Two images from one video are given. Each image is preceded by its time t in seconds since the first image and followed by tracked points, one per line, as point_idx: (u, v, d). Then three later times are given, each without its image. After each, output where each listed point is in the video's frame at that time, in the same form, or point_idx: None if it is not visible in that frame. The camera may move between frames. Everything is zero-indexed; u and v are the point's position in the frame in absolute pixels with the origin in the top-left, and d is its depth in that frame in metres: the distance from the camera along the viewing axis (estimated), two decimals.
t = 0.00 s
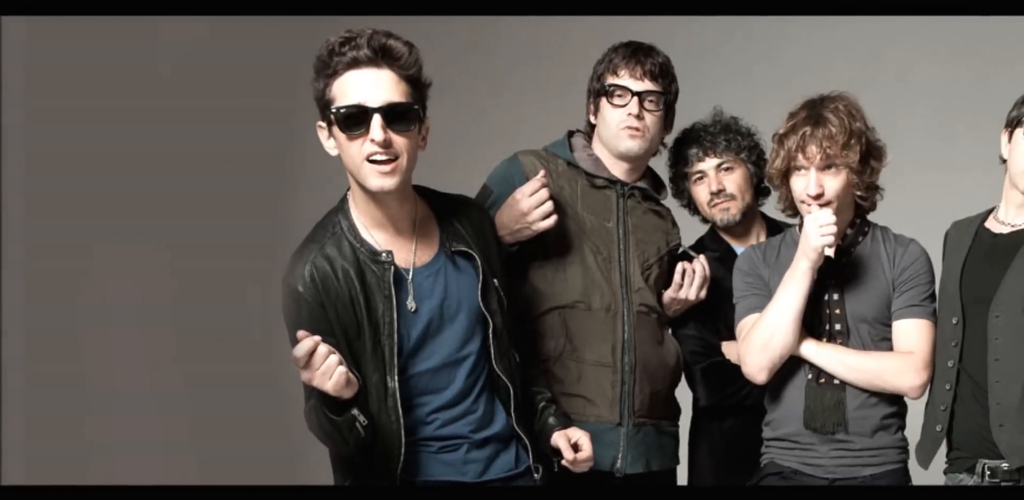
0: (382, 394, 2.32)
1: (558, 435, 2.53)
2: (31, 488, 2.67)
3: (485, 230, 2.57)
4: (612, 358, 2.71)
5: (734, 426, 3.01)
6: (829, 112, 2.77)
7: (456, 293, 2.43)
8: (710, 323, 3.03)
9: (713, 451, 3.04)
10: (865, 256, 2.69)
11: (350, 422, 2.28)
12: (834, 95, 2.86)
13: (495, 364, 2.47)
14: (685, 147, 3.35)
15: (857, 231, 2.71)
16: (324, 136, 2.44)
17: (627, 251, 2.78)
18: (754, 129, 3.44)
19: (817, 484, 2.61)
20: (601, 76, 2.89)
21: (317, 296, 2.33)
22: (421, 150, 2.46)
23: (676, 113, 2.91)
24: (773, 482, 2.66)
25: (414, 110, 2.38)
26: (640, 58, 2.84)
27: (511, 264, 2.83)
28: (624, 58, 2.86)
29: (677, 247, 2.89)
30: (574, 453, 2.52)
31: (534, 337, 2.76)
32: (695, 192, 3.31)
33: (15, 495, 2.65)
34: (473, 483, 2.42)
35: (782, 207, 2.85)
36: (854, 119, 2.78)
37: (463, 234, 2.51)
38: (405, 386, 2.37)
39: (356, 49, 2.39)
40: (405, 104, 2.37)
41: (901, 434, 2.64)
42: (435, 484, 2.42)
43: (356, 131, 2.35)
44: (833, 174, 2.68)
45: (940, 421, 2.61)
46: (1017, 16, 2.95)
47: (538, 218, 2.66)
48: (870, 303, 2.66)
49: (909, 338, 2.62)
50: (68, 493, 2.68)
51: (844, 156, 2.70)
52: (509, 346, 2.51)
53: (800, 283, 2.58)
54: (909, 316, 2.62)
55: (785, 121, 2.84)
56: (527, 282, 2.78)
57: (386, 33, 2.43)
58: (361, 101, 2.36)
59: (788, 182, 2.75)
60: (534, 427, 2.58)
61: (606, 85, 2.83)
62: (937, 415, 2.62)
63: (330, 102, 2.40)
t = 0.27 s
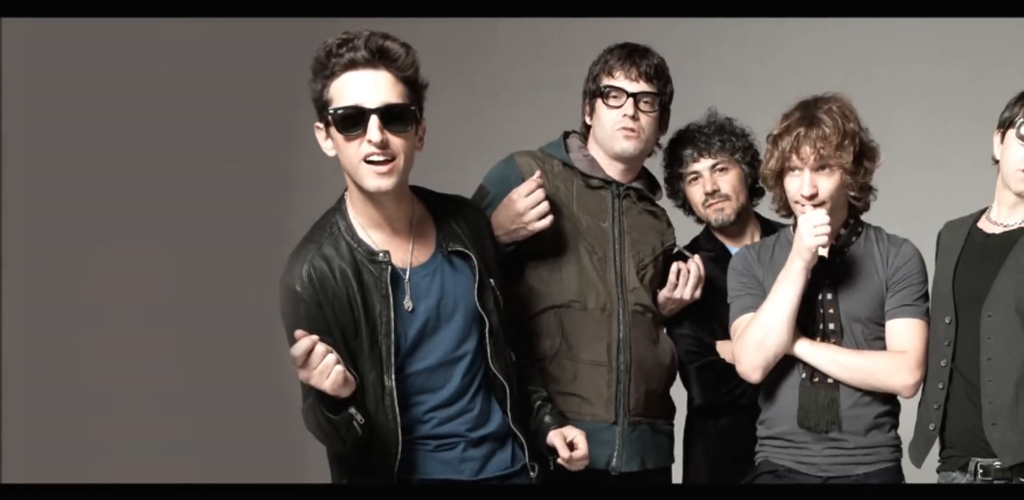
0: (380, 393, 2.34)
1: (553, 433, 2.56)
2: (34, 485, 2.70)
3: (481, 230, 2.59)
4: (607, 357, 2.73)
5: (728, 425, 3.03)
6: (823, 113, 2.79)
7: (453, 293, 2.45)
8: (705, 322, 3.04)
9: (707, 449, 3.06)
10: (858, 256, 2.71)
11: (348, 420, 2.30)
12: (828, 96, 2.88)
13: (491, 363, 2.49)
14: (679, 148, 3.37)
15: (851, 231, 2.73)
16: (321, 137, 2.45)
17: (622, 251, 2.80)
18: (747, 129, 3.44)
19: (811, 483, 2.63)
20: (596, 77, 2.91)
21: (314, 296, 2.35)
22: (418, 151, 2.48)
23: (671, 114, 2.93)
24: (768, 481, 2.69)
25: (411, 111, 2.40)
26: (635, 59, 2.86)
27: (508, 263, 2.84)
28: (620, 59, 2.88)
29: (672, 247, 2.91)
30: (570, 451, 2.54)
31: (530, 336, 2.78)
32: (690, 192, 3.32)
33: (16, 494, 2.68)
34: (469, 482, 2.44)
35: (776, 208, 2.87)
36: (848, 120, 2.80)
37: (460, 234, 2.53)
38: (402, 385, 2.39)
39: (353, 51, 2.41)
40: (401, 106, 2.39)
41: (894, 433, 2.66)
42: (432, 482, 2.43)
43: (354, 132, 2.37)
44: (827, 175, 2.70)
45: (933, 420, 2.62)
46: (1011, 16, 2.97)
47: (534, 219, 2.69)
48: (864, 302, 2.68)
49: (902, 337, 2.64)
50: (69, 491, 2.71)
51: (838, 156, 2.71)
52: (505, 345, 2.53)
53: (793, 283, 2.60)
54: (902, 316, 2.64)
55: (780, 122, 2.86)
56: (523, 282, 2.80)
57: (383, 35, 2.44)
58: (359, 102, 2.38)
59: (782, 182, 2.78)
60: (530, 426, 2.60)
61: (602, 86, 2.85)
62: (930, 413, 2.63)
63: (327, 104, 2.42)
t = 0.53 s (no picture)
0: (377, 392, 2.36)
1: (549, 432, 2.58)
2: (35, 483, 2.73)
3: (478, 230, 2.61)
4: (603, 356, 2.75)
5: (723, 423, 3.05)
6: (817, 114, 2.81)
7: (449, 293, 2.46)
8: (700, 322, 3.07)
9: (702, 447, 3.08)
10: (852, 256, 2.73)
11: (345, 419, 2.32)
12: (821, 98, 2.90)
13: (487, 362, 2.51)
14: (674, 148, 3.36)
15: (844, 231, 2.74)
16: (319, 138, 2.47)
17: (617, 251, 2.82)
18: (742, 129, 3.42)
19: (805, 481, 2.66)
20: (591, 79, 2.92)
21: (312, 296, 2.37)
22: (414, 152, 2.50)
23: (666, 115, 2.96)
24: (762, 479, 2.72)
25: (408, 112, 2.42)
26: (631, 61, 2.88)
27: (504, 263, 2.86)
28: (615, 61, 2.89)
29: (667, 247, 2.93)
30: (565, 450, 2.57)
31: (526, 335, 2.80)
32: (684, 193, 3.34)
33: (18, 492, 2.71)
34: (466, 480, 2.46)
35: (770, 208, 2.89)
36: (842, 121, 2.82)
37: (456, 234, 2.54)
38: (399, 384, 2.41)
39: (350, 52, 2.43)
40: (400, 106, 2.41)
41: (888, 432, 2.68)
42: (429, 480, 2.46)
43: (351, 133, 2.39)
44: (821, 175, 2.72)
45: (926, 419, 2.65)
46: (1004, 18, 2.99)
47: (530, 219, 2.71)
48: (857, 302, 2.69)
49: (895, 336, 2.66)
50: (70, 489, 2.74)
51: (831, 157, 2.74)
52: (501, 344, 2.54)
53: (788, 283, 2.62)
54: (895, 315, 2.66)
55: (774, 123, 2.89)
56: (519, 282, 2.81)
57: (380, 36, 2.46)
58: (356, 103, 2.40)
59: (776, 182, 2.79)
60: (526, 425, 2.62)
61: (597, 87, 2.87)
62: (923, 412, 2.66)
63: (325, 105, 2.44)
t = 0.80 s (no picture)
0: (374, 391, 2.38)
1: (545, 431, 2.60)
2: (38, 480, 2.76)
3: (475, 231, 2.61)
4: (598, 355, 2.78)
5: (717, 422, 3.07)
6: (811, 115, 2.83)
7: (446, 293, 2.48)
8: (695, 321, 3.08)
9: (696, 446, 3.11)
10: (845, 256, 2.74)
11: (342, 418, 2.34)
12: (815, 99, 2.92)
13: (484, 362, 2.52)
14: (668, 149, 3.34)
15: (838, 231, 2.76)
16: (316, 139, 2.49)
17: (613, 251, 2.84)
18: (737, 130, 3.39)
19: (799, 479, 2.69)
20: (587, 80, 2.93)
21: (310, 295, 2.39)
22: (411, 152, 2.52)
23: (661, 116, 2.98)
24: (757, 477, 2.75)
25: (405, 113, 2.45)
26: (626, 62, 2.90)
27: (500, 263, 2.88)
28: (610, 62, 2.91)
29: (662, 247, 2.93)
30: (561, 448, 2.61)
31: (522, 334, 2.82)
32: (678, 193, 3.33)
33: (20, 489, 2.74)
34: (463, 478, 2.50)
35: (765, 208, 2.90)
36: (835, 122, 2.84)
37: (453, 234, 2.55)
38: (396, 383, 2.43)
39: (348, 54, 2.45)
40: (397, 107, 2.44)
41: (881, 430, 2.70)
42: (426, 479, 2.49)
43: (348, 134, 2.42)
44: (815, 176, 2.75)
45: (919, 418, 2.66)
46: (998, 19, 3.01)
47: (526, 219, 2.74)
48: (851, 302, 2.71)
49: (888, 335, 2.67)
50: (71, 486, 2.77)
51: (825, 157, 2.75)
52: (497, 344, 2.55)
53: (782, 283, 2.64)
54: (889, 315, 2.67)
55: (768, 124, 2.90)
56: (515, 282, 2.84)
57: (377, 37, 2.47)
58: (353, 105, 2.43)
59: (771, 183, 2.82)
60: (523, 423, 2.63)
61: (592, 89, 2.89)
62: (916, 411, 2.67)
63: (322, 106, 2.46)
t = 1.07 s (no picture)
0: (371, 390, 2.40)
1: (541, 429, 2.63)
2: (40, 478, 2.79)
3: (471, 231, 2.63)
4: (594, 355, 2.80)
5: (712, 421, 3.09)
6: (805, 116, 2.85)
7: (442, 293, 2.50)
8: (690, 321, 3.12)
9: (691, 445, 3.12)
10: (839, 256, 2.75)
11: (340, 417, 2.36)
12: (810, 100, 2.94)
13: (480, 361, 2.53)
14: (663, 150, 3.33)
15: (832, 231, 2.77)
16: (314, 139, 2.52)
17: (609, 252, 2.86)
18: (732, 130, 3.39)
19: (793, 478, 2.71)
20: (582, 81, 2.95)
21: (307, 295, 2.42)
22: (408, 153, 2.54)
23: (656, 117, 2.99)
24: (751, 475, 2.77)
25: (402, 114, 2.46)
26: (621, 63, 2.92)
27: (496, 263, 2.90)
28: (605, 63, 2.93)
29: (657, 247, 2.95)
30: (557, 447, 2.62)
31: (519, 334, 2.84)
32: (672, 194, 3.33)
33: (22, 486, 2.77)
34: (458, 476, 2.52)
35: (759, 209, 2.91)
36: (829, 123, 2.86)
37: (449, 234, 2.56)
38: (393, 382, 2.45)
39: (345, 55, 2.46)
40: (394, 108, 2.45)
41: (875, 429, 2.72)
42: (423, 476, 2.51)
43: (346, 135, 2.44)
44: (808, 177, 2.78)
45: (912, 416, 2.68)
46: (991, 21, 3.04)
47: (522, 220, 2.77)
48: (845, 301, 2.73)
49: (882, 334, 2.69)
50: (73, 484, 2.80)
51: (819, 158, 2.78)
52: (494, 343, 2.57)
53: (776, 283, 2.66)
54: (883, 314, 2.68)
55: (763, 125, 2.93)
56: (511, 282, 2.85)
57: (374, 39, 2.49)
58: (350, 106, 2.45)
59: (765, 183, 2.83)
60: (519, 422, 2.66)
61: (588, 90, 2.91)
62: (909, 410, 2.69)
63: (320, 107, 2.48)
